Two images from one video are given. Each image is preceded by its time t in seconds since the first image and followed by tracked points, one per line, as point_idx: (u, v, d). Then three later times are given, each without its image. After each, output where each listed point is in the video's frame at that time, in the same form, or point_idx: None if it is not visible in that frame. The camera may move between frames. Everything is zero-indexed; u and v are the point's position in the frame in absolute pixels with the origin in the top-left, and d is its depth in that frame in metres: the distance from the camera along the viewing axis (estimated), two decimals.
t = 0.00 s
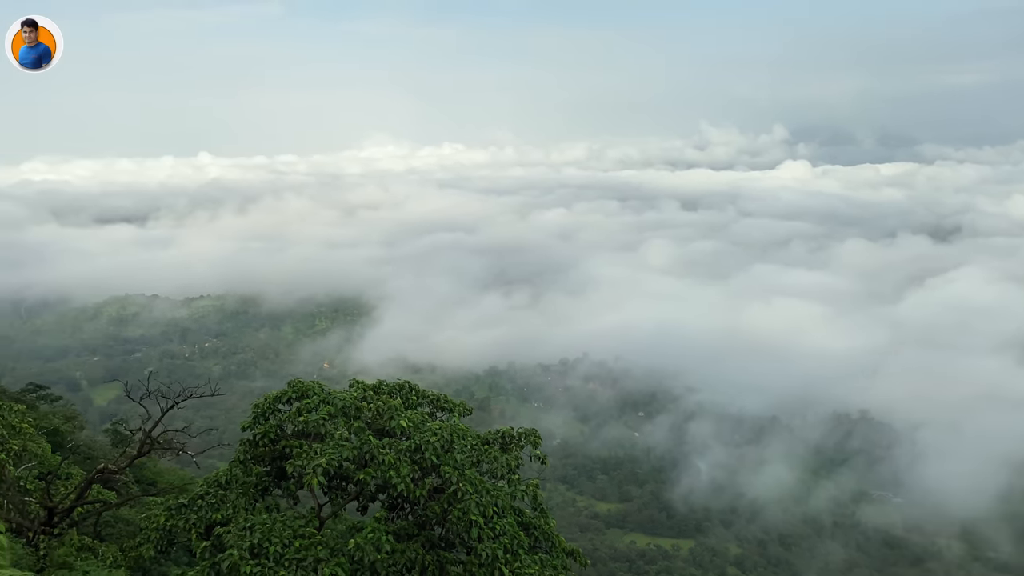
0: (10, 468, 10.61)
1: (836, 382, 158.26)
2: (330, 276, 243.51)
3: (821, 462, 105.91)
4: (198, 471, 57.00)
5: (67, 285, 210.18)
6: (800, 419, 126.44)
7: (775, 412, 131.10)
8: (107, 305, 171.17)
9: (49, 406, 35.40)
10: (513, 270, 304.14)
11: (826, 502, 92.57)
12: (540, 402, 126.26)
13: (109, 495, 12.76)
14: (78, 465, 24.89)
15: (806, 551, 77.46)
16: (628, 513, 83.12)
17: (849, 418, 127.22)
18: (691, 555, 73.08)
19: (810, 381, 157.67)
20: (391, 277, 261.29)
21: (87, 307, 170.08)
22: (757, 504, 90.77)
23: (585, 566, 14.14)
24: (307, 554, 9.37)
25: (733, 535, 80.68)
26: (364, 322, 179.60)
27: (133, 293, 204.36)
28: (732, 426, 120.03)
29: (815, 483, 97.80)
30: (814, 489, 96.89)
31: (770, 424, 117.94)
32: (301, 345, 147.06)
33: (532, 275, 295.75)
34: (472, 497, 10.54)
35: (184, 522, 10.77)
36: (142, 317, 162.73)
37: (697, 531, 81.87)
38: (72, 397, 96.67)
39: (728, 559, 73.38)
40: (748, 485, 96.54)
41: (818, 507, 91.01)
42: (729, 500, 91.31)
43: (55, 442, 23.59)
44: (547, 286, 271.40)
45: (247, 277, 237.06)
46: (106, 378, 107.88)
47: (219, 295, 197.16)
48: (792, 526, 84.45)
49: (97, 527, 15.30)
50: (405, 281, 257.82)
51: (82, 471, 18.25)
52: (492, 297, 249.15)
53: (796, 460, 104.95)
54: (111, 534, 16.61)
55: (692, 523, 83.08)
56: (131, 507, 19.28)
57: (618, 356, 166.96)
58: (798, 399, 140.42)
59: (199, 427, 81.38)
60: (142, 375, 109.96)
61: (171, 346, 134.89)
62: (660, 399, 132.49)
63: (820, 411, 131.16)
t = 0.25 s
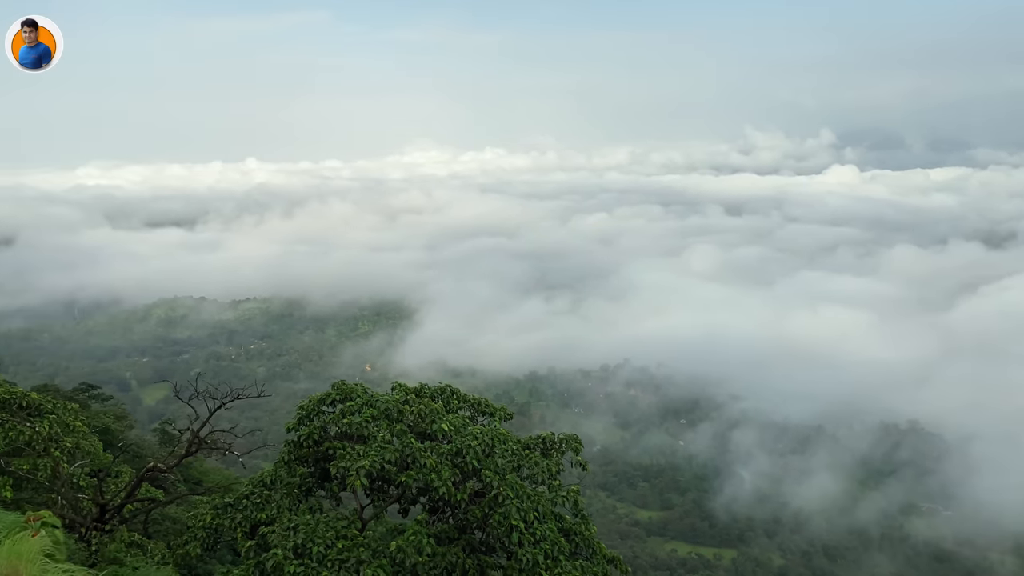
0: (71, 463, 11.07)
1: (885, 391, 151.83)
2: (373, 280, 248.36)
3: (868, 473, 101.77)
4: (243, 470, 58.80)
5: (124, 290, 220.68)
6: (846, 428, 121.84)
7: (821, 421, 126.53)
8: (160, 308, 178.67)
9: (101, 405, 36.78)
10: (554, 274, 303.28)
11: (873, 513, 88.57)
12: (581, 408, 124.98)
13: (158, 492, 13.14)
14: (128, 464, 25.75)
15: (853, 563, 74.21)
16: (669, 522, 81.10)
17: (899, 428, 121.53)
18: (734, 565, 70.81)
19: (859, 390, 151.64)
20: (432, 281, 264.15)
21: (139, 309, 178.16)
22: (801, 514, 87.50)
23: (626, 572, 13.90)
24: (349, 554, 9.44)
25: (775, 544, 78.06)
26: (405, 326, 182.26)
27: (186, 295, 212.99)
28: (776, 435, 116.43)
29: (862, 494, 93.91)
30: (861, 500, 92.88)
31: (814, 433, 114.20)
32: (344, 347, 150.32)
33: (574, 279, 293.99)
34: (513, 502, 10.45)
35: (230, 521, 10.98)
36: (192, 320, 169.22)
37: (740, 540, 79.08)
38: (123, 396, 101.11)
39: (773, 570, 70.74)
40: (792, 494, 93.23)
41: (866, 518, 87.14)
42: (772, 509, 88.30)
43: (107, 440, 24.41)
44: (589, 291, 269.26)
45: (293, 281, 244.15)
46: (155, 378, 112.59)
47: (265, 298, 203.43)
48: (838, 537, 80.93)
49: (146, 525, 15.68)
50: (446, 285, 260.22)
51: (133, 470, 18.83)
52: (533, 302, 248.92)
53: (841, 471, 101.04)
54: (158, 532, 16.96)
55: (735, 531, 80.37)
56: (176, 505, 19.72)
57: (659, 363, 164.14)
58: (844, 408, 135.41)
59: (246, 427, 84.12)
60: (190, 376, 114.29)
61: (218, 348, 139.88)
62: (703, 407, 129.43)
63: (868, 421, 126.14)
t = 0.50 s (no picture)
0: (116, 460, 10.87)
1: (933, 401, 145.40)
2: (412, 284, 251.73)
3: (914, 485, 97.49)
4: (283, 471, 60.27)
5: (172, 292, 229.32)
6: (891, 438, 117.09)
7: (865, 431, 121.88)
8: (207, 311, 185.79)
9: (146, 405, 38.11)
10: (593, 279, 301.21)
11: (919, 526, 84.76)
12: (620, 414, 123.07)
13: (201, 494, 12.73)
14: (171, 463, 26.41)
15: None
16: (707, 530, 79.11)
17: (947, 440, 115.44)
18: None
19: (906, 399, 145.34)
20: (470, 285, 266.31)
21: (186, 312, 185.11)
22: (844, 526, 84.43)
23: None
24: (388, 556, 8.68)
25: (817, 556, 75.24)
26: (443, 329, 183.88)
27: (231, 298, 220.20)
28: (818, 443, 112.45)
29: (907, 507, 90.01)
30: (907, 513, 88.82)
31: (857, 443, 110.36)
32: (383, 351, 152.67)
33: (613, 284, 291.12)
34: (551, 508, 9.79)
35: (271, 522, 10.42)
36: (236, 323, 174.90)
37: (781, 550, 76.53)
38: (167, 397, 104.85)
39: None
40: (834, 505, 89.97)
41: (912, 531, 83.47)
42: (814, 520, 85.39)
43: (151, 440, 25.16)
44: (628, 297, 266.21)
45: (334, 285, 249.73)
46: (198, 379, 116.56)
47: (306, 301, 208.57)
48: (882, 550, 77.83)
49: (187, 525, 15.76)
50: (483, 290, 262.07)
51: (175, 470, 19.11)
52: (572, 307, 247.74)
53: (886, 483, 96.82)
54: (200, 531, 17.08)
55: (775, 542, 77.87)
56: (217, 505, 19.93)
57: (699, 370, 160.93)
58: (889, 418, 130.11)
59: (287, 429, 86.28)
60: (233, 376, 117.89)
61: (260, 350, 144.01)
62: (743, 414, 126.45)
63: (914, 432, 120.78)
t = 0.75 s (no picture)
0: (161, 459, 10.50)
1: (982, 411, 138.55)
2: (448, 289, 253.69)
3: (960, 497, 92.69)
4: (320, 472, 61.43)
5: (217, 296, 237.21)
6: (934, 449, 112.02)
7: (908, 441, 116.95)
8: (248, 313, 191.36)
9: (188, 405, 39.43)
10: (631, 284, 297.93)
11: (964, 539, 80.45)
12: (657, 420, 120.84)
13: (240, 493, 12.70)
14: (211, 462, 27.23)
15: None
16: (745, 539, 76.42)
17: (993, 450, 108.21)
18: None
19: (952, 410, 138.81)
20: (505, 289, 266.77)
21: (229, 315, 191.35)
22: (886, 537, 80.94)
23: None
24: (423, 559, 8.38)
25: (859, 567, 71.82)
26: (479, 333, 184.71)
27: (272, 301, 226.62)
28: (860, 453, 108.40)
29: (952, 518, 85.61)
30: (951, 525, 84.43)
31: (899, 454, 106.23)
32: (419, 354, 154.37)
33: (652, 290, 286.97)
34: (587, 513, 9.07)
35: (310, 522, 9.95)
36: (277, 325, 179.61)
37: (821, 561, 73.49)
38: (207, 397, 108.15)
39: None
40: (875, 516, 86.33)
41: (957, 545, 79.33)
42: (853, 530, 82.04)
43: (194, 440, 26.06)
44: (667, 303, 261.91)
45: (371, 289, 253.81)
46: (237, 381, 120.01)
47: (345, 305, 212.93)
48: (925, 563, 74.08)
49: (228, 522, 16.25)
50: (519, 294, 262.01)
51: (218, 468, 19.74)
52: (609, 313, 245.24)
53: (930, 494, 92.57)
54: (240, 530, 17.63)
55: (815, 552, 74.89)
56: (255, 505, 20.45)
57: (738, 377, 156.94)
58: (933, 429, 124.48)
59: (324, 431, 87.97)
60: (272, 377, 120.90)
61: (299, 353, 147.53)
62: (782, 422, 123.00)
63: (959, 442, 114.93)
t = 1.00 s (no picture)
0: (201, 459, 10.59)
1: None
2: (484, 292, 254.72)
3: (1007, 507, 88.20)
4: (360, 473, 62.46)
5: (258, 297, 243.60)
6: (980, 458, 106.92)
7: (953, 449, 111.89)
8: (288, 315, 196.17)
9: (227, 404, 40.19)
10: (669, 289, 293.87)
11: (1013, 552, 76.54)
12: (694, 426, 118.39)
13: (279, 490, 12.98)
14: (250, 461, 27.81)
15: None
16: (783, 547, 73.73)
17: None
18: None
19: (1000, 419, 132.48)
20: (541, 293, 266.44)
21: (269, 317, 196.10)
22: (930, 548, 77.47)
23: None
24: (459, 560, 8.23)
25: None
26: (513, 336, 184.60)
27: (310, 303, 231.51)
28: (904, 462, 104.51)
29: (998, 531, 81.56)
30: (998, 538, 80.47)
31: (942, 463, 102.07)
32: (454, 357, 155.29)
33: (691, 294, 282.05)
34: (624, 518, 8.63)
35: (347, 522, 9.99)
36: (315, 326, 183.59)
37: (862, 571, 70.11)
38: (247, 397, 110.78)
39: None
40: (918, 527, 82.62)
41: (1004, 557, 75.39)
42: (895, 541, 78.67)
43: (234, 440, 26.73)
44: (706, 307, 257.00)
45: (407, 291, 256.80)
46: (276, 381, 122.89)
47: (381, 308, 216.11)
48: None
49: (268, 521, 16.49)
50: (554, 297, 261.14)
51: (257, 469, 20.10)
52: (646, 317, 242.15)
53: (977, 504, 88.44)
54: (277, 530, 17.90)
55: (855, 562, 71.61)
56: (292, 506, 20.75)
57: (779, 383, 152.78)
58: (981, 436, 118.78)
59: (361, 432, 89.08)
60: (309, 378, 123.27)
61: (336, 355, 150.26)
62: (822, 429, 119.46)
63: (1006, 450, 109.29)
